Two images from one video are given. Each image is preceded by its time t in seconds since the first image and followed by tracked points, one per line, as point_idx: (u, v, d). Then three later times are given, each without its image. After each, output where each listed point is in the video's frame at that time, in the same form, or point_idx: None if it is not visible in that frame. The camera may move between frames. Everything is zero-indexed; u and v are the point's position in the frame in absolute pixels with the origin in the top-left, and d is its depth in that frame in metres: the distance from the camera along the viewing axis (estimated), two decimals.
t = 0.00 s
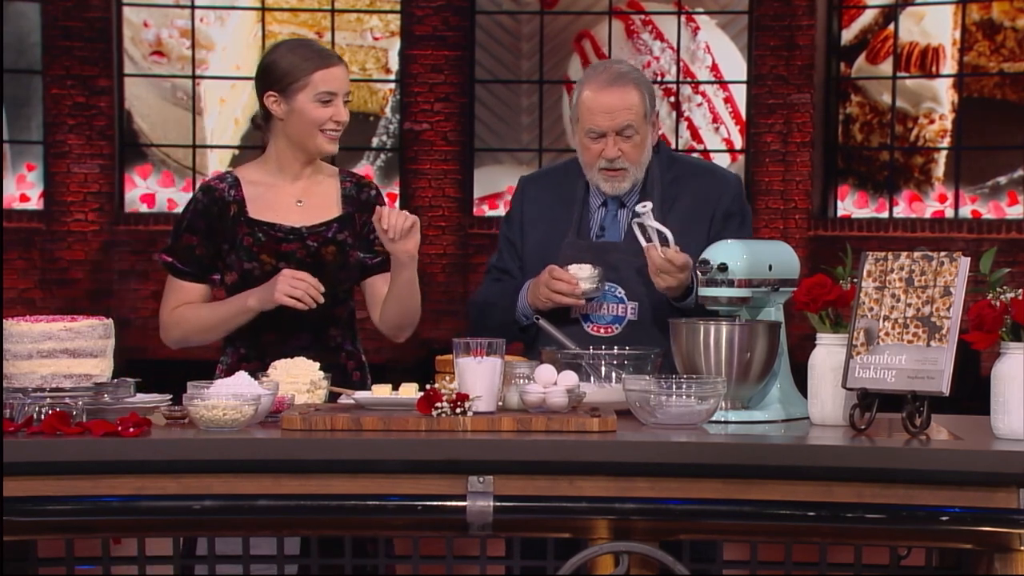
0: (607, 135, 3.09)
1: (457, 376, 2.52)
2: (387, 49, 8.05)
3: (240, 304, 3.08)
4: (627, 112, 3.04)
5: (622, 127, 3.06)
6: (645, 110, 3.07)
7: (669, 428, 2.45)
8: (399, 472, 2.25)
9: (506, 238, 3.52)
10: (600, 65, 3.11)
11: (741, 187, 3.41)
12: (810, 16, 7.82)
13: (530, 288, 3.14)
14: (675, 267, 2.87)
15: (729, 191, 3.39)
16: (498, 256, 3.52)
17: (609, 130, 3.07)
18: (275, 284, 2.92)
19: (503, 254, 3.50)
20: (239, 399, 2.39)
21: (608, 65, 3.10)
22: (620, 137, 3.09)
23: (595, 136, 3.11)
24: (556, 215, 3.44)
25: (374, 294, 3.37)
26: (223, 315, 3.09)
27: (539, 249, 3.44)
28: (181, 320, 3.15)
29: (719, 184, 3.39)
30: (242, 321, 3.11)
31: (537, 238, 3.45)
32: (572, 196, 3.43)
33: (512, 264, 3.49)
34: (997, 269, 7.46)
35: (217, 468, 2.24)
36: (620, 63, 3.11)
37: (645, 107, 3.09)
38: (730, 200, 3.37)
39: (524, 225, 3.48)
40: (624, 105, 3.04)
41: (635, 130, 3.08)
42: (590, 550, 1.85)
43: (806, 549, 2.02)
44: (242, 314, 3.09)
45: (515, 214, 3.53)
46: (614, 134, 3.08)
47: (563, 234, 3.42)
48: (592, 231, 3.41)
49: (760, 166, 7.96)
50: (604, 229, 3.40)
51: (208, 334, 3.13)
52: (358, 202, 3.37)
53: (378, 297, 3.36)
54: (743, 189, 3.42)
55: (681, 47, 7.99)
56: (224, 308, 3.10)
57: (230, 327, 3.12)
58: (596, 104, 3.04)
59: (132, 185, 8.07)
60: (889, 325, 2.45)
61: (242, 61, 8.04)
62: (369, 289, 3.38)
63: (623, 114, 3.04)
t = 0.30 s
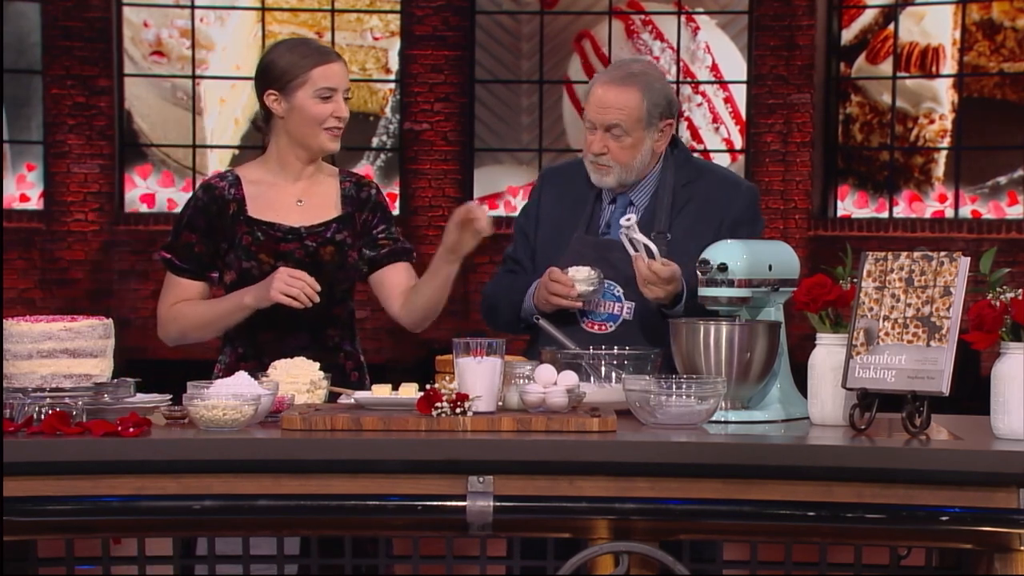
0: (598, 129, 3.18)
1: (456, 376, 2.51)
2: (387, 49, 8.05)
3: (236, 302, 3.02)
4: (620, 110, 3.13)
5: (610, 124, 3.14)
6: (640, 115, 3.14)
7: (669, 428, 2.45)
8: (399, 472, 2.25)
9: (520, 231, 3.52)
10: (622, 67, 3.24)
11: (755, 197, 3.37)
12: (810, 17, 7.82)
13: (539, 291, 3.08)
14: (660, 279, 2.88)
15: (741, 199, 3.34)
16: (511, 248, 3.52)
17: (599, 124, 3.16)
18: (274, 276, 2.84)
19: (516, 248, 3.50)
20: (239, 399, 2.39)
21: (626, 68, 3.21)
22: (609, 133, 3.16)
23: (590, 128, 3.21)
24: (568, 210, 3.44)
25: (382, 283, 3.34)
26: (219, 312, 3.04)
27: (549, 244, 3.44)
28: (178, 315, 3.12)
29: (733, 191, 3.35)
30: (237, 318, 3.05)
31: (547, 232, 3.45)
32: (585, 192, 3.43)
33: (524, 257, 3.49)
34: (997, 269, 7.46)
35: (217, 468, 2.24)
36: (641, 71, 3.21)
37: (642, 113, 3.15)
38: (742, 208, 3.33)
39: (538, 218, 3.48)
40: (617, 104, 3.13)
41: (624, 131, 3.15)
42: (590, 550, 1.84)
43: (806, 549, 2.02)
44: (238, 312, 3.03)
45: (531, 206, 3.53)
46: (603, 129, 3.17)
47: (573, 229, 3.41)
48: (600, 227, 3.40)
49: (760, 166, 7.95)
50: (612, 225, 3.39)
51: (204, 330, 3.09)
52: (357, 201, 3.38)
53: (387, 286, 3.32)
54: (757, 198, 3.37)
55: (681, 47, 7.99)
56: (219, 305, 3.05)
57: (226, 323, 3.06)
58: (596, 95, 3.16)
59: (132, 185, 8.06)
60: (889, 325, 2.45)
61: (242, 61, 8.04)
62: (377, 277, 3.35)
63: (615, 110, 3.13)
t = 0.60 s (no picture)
0: (597, 128, 3.22)
1: (456, 375, 2.51)
2: (387, 49, 8.04)
3: (235, 297, 2.98)
4: (616, 108, 3.17)
5: (607, 122, 3.18)
6: (637, 114, 3.17)
7: (669, 428, 2.45)
8: (399, 472, 2.25)
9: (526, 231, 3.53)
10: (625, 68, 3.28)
11: (760, 197, 3.36)
12: (810, 16, 7.82)
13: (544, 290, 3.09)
14: (655, 282, 2.88)
15: (746, 199, 3.33)
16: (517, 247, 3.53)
17: (597, 123, 3.20)
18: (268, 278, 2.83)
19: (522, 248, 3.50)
20: (239, 399, 2.39)
21: (627, 70, 3.26)
22: (607, 132, 3.20)
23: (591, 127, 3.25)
24: (574, 209, 3.44)
25: (415, 255, 3.24)
26: (221, 306, 3.01)
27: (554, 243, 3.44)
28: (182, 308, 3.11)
29: (737, 191, 3.34)
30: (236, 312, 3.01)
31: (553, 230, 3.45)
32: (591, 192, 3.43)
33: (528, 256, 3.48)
34: (998, 269, 7.46)
35: (218, 467, 2.24)
36: (644, 73, 3.25)
37: (640, 112, 3.18)
38: (746, 208, 3.32)
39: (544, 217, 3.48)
40: (615, 103, 3.17)
41: (621, 129, 3.18)
42: (590, 550, 1.84)
43: (806, 549, 2.02)
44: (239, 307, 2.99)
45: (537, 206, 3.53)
46: (602, 128, 3.20)
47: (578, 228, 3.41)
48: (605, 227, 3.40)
49: (760, 166, 7.95)
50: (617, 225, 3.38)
51: (208, 324, 3.06)
52: (366, 198, 3.34)
53: (421, 258, 3.22)
54: (762, 199, 3.37)
55: (681, 47, 7.99)
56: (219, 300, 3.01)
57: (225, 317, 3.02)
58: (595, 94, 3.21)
59: (132, 185, 8.06)
60: (889, 325, 2.45)
61: (242, 61, 8.05)
62: (409, 249, 3.25)
63: (612, 109, 3.17)
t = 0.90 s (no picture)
0: (622, 135, 3.07)
1: (456, 375, 2.51)
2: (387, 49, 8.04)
3: (256, 292, 3.03)
4: (643, 113, 3.02)
5: (637, 129, 3.03)
6: (663, 114, 3.04)
7: (669, 428, 2.45)
8: (399, 472, 2.25)
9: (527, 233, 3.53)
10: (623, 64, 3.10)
11: (762, 196, 3.36)
12: (810, 16, 7.81)
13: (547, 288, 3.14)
14: (660, 286, 2.90)
15: (747, 199, 3.34)
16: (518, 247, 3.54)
17: (623, 131, 3.05)
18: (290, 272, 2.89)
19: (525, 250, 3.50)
20: (239, 399, 2.39)
21: (629, 65, 3.07)
22: (635, 139, 3.07)
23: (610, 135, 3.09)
24: (577, 210, 3.44)
25: (430, 259, 3.26)
26: (240, 302, 3.05)
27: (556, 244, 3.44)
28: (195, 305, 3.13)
29: (738, 191, 3.35)
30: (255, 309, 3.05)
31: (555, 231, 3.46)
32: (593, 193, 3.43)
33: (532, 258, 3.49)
34: (998, 269, 7.46)
35: (218, 468, 2.24)
36: (643, 64, 3.08)
37: (663, 110, 3.06)
38: (748, 208, 3.32)
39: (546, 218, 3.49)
40: (639, 108, 3.01)
41: (650, 133, 3.05)
42: (589, 550, 1.84)
43: (807, 548, 2.02)
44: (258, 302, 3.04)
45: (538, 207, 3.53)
46: (628, 136, 3.06)
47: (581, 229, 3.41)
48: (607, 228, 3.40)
49: (760, 166, 7.95)
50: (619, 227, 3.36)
51: (225, 321, 3.10)
52: (382, 202, 3.34)
53: (436, 261, 3.25)
54: (764, 198, 3.37)
55: (681, 47, 7.99)
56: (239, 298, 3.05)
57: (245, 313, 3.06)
58: (611, 103, 3.02)
59: (131, 185, 8.06)
60: (888, 325, 2.45)
61: (242, 61, 8.05)
62: (424, 252, 3.27)
63: (638, 115, 3.02)
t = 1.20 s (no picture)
0: (635, 140, 3.06)
1: (457, 375, 2.51)
2: (387, 49, 8.03)
3: (270, 286, 3.04)
4: (655, 117, 3.01)
5: (650, 133, 3.03)
6: (674, 116, 3.04)
7: (670, 428, 2.45)
8: (399, 472, 2.25)
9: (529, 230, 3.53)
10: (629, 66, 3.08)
11: (766, 195, 3.37)
12: (810, 16, 7.81)
13: (546, 293, 3.19)
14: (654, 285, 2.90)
15: (751, 198, 3.35)
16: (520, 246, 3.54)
17: (636, 136, 3.04)
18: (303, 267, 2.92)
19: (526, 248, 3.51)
20: (239, 399, 2.39)
21: (634, 69, 3.06)
22: (647, 143, 3.06)
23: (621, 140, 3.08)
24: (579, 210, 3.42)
25: (433, 266, 3.31)
26: (253, 298, 3.05)
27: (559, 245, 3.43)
28: (202, 304, 3.11)
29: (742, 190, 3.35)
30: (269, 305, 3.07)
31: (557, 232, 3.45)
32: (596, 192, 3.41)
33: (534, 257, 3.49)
34: (998, 269, 7.46)
35: (218, 467, 2.24)
36: (648, 66, 3.07)
37: (674, 112, 3.05)
38: (752, 207, 3.34)
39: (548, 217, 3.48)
40: (651, 111, 3.00)
41: (663, 136, 3.05)
42: (589, 550, 1.84)
43: (807, 549, 2.02)
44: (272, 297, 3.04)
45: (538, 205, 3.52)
46: (641, 140, 3.05)
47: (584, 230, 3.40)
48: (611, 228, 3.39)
49: (760, 166, 7.95)
50: (622, 228, 3.36)
51: (236, 319, 3.08)
52: (389, 204, 3.35)
53: (438, 271, 3.30)
54: (767, 196, 3.38)
55: (681, 46, 8.00)
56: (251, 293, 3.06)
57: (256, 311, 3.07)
58: (622, 109, 3.01)
59: (131, 185, 8.06)
60: (889, 325, 2.45)
61: (242, 61, 8.05)
62: (427, 259, 3.32)
63: (651, 119, 3.01)
